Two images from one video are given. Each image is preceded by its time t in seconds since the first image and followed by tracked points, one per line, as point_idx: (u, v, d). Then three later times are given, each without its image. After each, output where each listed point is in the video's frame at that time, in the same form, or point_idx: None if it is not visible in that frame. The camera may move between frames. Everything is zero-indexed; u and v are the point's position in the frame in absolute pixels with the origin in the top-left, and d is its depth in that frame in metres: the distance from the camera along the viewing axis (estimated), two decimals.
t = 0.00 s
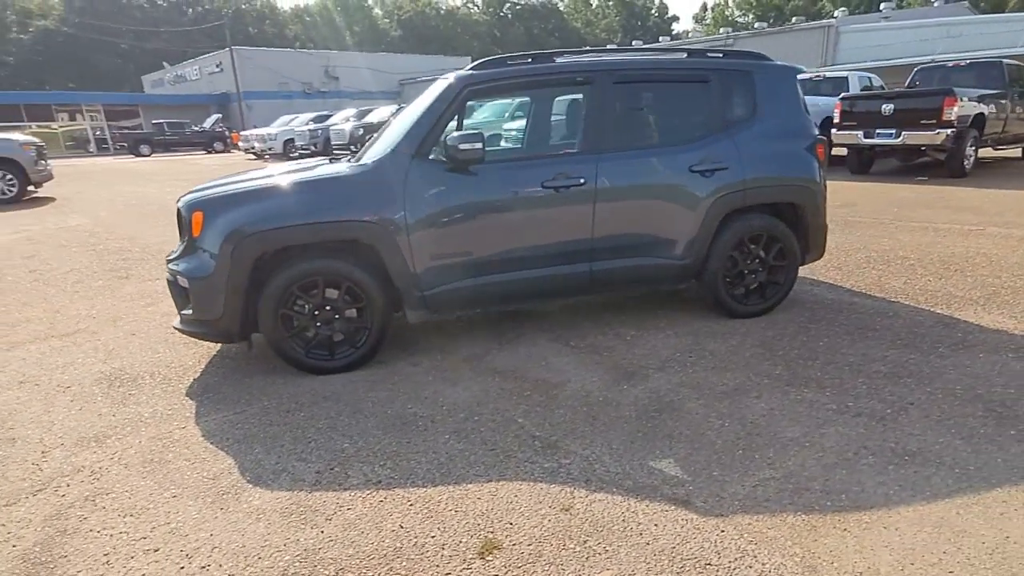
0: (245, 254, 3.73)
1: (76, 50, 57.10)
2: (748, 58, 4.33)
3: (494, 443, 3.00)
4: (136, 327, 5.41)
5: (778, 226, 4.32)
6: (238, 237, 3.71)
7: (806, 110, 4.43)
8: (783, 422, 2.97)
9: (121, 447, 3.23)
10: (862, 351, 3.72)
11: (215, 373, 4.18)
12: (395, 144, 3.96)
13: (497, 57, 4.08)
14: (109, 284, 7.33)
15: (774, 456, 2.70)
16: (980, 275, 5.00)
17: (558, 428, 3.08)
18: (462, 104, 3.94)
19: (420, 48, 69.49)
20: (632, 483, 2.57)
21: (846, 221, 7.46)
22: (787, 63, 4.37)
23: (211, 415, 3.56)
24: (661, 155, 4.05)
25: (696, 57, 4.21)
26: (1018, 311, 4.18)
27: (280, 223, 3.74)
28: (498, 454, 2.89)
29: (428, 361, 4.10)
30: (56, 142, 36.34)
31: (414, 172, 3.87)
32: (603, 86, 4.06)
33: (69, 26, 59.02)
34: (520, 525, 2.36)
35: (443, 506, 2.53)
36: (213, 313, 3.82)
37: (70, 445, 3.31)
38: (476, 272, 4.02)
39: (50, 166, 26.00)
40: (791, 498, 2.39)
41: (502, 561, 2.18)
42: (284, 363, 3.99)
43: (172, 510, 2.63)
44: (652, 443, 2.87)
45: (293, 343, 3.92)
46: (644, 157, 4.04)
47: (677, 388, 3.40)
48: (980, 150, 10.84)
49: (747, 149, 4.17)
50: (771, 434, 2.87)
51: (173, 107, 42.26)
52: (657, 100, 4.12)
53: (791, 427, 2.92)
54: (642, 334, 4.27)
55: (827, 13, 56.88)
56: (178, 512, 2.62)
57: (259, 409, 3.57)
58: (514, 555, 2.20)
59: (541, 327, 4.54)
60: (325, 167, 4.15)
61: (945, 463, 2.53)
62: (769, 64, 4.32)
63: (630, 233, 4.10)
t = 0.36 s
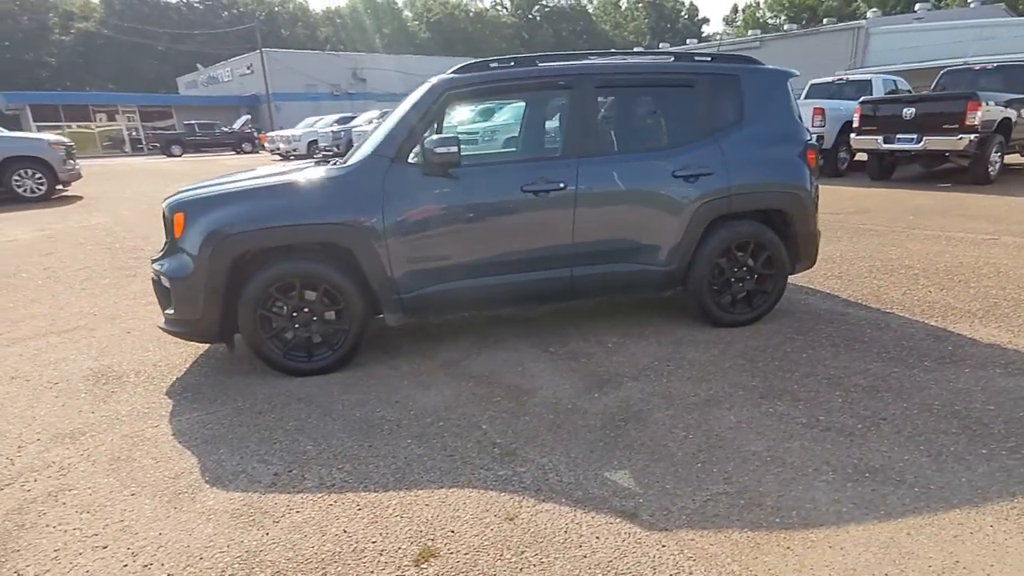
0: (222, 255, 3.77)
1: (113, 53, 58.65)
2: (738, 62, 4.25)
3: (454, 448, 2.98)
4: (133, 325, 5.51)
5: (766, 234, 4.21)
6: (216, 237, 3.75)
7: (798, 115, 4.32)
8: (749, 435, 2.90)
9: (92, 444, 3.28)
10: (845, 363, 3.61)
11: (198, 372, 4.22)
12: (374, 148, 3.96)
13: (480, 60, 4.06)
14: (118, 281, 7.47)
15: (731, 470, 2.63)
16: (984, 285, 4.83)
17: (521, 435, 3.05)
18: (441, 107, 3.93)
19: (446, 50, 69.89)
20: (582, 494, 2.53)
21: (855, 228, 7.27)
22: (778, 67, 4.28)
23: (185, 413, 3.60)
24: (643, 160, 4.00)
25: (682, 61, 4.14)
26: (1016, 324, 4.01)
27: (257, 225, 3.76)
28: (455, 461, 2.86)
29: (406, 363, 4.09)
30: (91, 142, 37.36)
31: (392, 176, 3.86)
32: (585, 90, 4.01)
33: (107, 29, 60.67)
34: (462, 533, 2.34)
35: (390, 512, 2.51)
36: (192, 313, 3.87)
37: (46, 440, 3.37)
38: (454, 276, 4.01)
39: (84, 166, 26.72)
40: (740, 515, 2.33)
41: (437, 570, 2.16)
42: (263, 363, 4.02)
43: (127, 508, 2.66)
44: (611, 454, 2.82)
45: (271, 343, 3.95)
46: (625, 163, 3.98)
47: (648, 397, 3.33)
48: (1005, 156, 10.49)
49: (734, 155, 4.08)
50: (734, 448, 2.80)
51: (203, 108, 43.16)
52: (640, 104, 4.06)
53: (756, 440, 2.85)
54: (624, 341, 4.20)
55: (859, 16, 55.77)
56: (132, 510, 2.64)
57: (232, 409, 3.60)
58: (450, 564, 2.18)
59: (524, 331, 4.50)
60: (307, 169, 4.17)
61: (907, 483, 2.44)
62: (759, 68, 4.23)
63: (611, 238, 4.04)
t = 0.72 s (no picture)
0: (200, 256, 3.81)
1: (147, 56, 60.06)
2: (722, 68, 4.20)
3: (413, 452, 2.97)
4: (129, 323, 5.60)
5: (750, 241, 4.14)
6: (195, 237, 3.79)
7: (785, 121, 4.25)
8: (708, 445, 2.84)
9: (65, 439, 3.33)
10: (821, 373, 3.53)
11: (180, 369, 4.28)
12: (353, 152, 3.98)
13: (460, 65, 4.06)
14: (124, 279, 7.62)
15: (684, 480, 2.58)
16: (981, 295, 4.69)
17: (481, 440, 3.03)
18: (419, 112, 3.94)
19: (470, 54, 70.24)
20: (529, 500, 2.51)
21: (859, 235, 7.12)
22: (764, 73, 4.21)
23: (160, 410, 3.64)
24: (624, 166, 3.96)
25: (664, 65, 4.09)
26: (1007, 336, 3.89)
27: (234, 227, 3.79)
28: (411, 464, 2.85)
29: (382, 365, 4.09)
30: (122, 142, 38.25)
31: (369, 180, 3.87)
32: (565, 95, 3.99)
33: (141, 33, 62.26)
34: (402, 537, 2.33)
35: (336, 513, 2.51)
36: (172, 312, 3.92)
37: (22, 434, 3.44)
38: (430, 280, 4.00)
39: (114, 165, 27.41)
40: (684, 526, 2.28)
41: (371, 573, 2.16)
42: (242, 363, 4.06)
43: (84, 504, 2.69)
44: (566, 460, 2.79)
45: (249, 343, 3.98)
46: (604, 168, 3.95)
47: (614, 404, 3.29)
48: None
49: (716, 161, 4.02)
50: (691, 457, 2.75)
51: (230, 110, 43.96)
52: (621, 109, 4.03)
53: (714, 449, 2.79)
54: (602, 346, 4.16)
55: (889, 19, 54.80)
56: (88, 505, 2.67)
57: (205, 407, 3.64)
58: (385, 567, 2.18)
59: (504, 335, 4.48)
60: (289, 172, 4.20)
61: (861, 498, 2.37)
62: (743, 74, 4.18)
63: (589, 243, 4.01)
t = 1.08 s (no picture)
0: (181, 260, 3.84)
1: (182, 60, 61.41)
2: (711, 74, 4.10)
3: (373, 460, 2.94)
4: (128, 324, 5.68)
5: (737, 250, 4.03)
6: (176, 241, 3.82)
7: (776, 127, 4.15)
8: (672, 460, 2.76)
9: (39, 440, 3.37)
10: (804, 387, 3.41)
11: (165, 370, 4.31)
12: (334, 157, 3.96)
13: (443, 71, 4.02)
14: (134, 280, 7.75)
15: (640, 496, 2.50)
16: (986, 308, 4.49)
17: (443, 449, 2.99)
18: (399, 117, 3.90)
19: (496, 59, 70.47)
20: (479, 513, 2.46)
21: (870, 244, 6.91)
22: (754, 79, 4.11)
23: (137, 412, 3.68)
24: (607, 172, 3.88)
25: (651, 71, 4.01)
26: (1005, 352, 3.72)
27: (214, 232, 3.81)
28: (368, 474, 2.82)
29: (361, 370, 4.08)
30: (154, 145, 39.14)
31: (347, 186, 3.85)
32: (547, 101, 3.92)
33: (177, 39, 63.71)
34: (345, 547, 2.30)
35: (284, 520, 2.49)
36: (154, 315, 3.95)
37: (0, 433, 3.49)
38: (409, 286, 3.97)
39: (145, 168, 28.01)
40: (630, 545, 2.21)
41: None
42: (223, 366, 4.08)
43: (42, 505, 2.71)
44: (523, 473, 2.73)
45: (229, 346, 3.99)
46: (586, 175, 3.87)
47: (584, 416, 3.22)
48: None
49: (702, 168, 3.92)
50: (651, 472, 2.67)
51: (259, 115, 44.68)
52: (606, 115, 3.95)
53: (677, 465, 2.71)
54: (583, 354, 4.09)
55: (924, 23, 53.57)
56: (46, 507, 2.69)
57: (181, 410, 3.66)
58: None
59: (487, 341, 4.43)
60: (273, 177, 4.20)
61: (820, 521, 2.27)
62: (733, 80, 4.08)
63: (569, 251, 3.93)
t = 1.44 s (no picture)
0: (165, 265, 3.90)
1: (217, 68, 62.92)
2: (696, 87, 4.06)
3: (333, 468, 2.95)
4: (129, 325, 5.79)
5: (720, 264, 3.97)
6: (159, 247, 3.89)
7: (762, 140, 4.08)
8: (630, 477, 2.72)
9: (18, 438, 3.44)
10: (778, 405, 3.34)
11: (152, 372, 4.39)
12: (317, 166, 4.01)
13: (427, 83, 4.05)
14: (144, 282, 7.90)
15: (590, 514, 2.47)
16: (983, 329, 4.35)
17: (404, 460, 2.98)
18: (381, 128, 3.94)
19: (521, 69, 70.85)
20: (426, 525, 2.45)
21: (876, 260, 6.75)
22: (740, 93, 4.05)
23: (117, 412, 3.74)
24: (586, 185, 3.86)
25: (634, 83, 3.99)
26: (995, 373, 3.60)
27: (197, 239, 3.88)
28: (326, 481, 2.83)
29: (340, 376, 4.10)
30: (184, 151, 40.08)
31: (328, 195, 3.89)
32: (528, 113, 3.92)
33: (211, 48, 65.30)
34: (287, 555, 2.30)
35: (234, 525, 2.49)
36: (138, 318, 4.02)
37: None
38: (387, 295, 3.99)
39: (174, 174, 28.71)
40: (570, 564, 2.18)
41: None
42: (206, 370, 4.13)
43: (6, 503, 2.76)
44: (478, 486, 2.72)
45: (211, 351, 4.04)
46: (565, 188, 3.86)
47: (550, 429, 3.19)
48: None
49: (684, 182, 3.88)
50: (606, 488, 2.64)
51: (286, 123, 45.47)
52: (587, 128, 3.94)
53: (633, 482, 2.67)
54: (562, 367, 4.06)
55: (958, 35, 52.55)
56: (9, 505, 2.74)
57: (159, 412, 3.71)
58: None
59: (469, 351, 4.43)
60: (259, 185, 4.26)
61: (767, 546, 2.21)
62: (717, 93, 4.03)
63: (548, 262, 3.92)
